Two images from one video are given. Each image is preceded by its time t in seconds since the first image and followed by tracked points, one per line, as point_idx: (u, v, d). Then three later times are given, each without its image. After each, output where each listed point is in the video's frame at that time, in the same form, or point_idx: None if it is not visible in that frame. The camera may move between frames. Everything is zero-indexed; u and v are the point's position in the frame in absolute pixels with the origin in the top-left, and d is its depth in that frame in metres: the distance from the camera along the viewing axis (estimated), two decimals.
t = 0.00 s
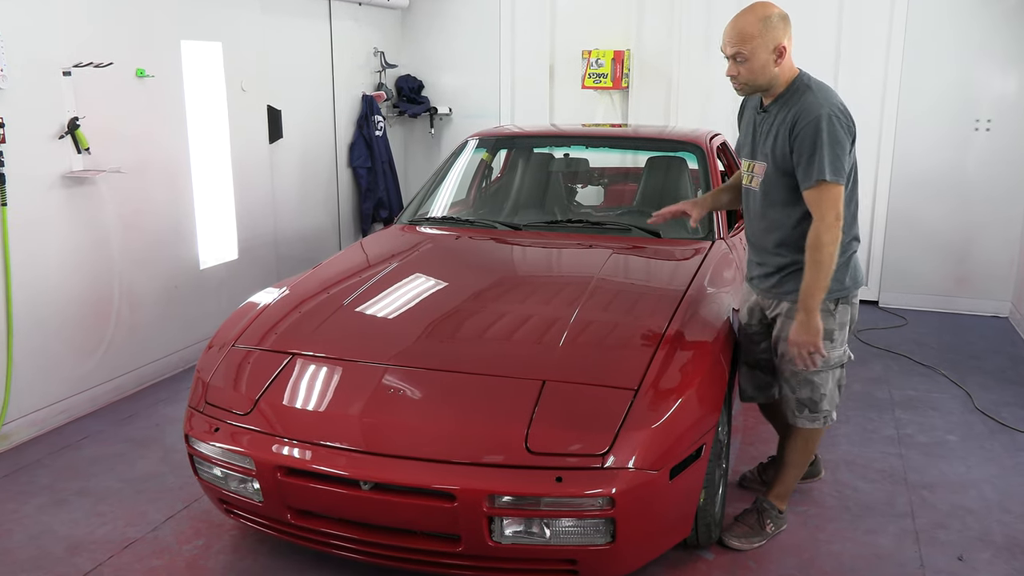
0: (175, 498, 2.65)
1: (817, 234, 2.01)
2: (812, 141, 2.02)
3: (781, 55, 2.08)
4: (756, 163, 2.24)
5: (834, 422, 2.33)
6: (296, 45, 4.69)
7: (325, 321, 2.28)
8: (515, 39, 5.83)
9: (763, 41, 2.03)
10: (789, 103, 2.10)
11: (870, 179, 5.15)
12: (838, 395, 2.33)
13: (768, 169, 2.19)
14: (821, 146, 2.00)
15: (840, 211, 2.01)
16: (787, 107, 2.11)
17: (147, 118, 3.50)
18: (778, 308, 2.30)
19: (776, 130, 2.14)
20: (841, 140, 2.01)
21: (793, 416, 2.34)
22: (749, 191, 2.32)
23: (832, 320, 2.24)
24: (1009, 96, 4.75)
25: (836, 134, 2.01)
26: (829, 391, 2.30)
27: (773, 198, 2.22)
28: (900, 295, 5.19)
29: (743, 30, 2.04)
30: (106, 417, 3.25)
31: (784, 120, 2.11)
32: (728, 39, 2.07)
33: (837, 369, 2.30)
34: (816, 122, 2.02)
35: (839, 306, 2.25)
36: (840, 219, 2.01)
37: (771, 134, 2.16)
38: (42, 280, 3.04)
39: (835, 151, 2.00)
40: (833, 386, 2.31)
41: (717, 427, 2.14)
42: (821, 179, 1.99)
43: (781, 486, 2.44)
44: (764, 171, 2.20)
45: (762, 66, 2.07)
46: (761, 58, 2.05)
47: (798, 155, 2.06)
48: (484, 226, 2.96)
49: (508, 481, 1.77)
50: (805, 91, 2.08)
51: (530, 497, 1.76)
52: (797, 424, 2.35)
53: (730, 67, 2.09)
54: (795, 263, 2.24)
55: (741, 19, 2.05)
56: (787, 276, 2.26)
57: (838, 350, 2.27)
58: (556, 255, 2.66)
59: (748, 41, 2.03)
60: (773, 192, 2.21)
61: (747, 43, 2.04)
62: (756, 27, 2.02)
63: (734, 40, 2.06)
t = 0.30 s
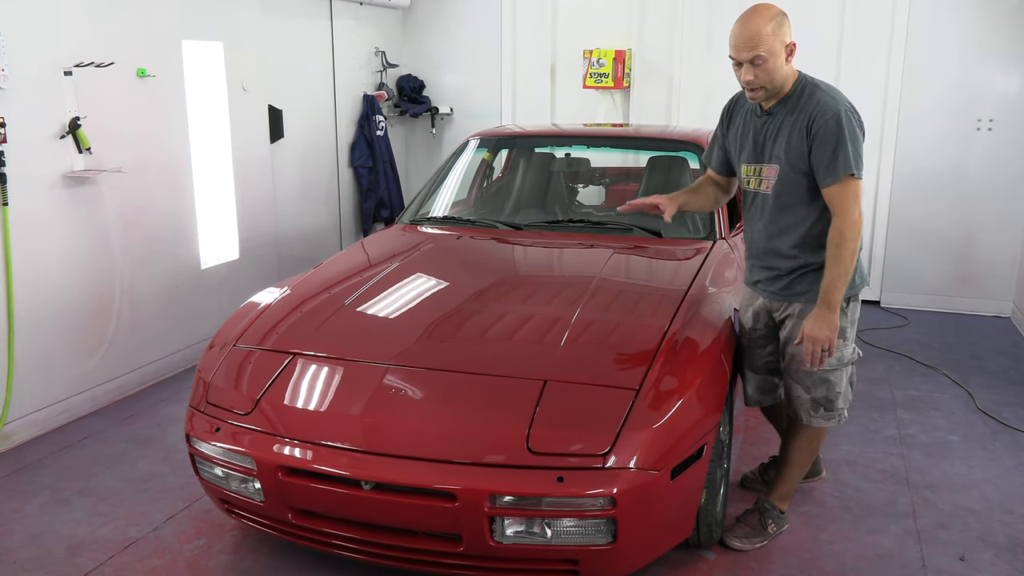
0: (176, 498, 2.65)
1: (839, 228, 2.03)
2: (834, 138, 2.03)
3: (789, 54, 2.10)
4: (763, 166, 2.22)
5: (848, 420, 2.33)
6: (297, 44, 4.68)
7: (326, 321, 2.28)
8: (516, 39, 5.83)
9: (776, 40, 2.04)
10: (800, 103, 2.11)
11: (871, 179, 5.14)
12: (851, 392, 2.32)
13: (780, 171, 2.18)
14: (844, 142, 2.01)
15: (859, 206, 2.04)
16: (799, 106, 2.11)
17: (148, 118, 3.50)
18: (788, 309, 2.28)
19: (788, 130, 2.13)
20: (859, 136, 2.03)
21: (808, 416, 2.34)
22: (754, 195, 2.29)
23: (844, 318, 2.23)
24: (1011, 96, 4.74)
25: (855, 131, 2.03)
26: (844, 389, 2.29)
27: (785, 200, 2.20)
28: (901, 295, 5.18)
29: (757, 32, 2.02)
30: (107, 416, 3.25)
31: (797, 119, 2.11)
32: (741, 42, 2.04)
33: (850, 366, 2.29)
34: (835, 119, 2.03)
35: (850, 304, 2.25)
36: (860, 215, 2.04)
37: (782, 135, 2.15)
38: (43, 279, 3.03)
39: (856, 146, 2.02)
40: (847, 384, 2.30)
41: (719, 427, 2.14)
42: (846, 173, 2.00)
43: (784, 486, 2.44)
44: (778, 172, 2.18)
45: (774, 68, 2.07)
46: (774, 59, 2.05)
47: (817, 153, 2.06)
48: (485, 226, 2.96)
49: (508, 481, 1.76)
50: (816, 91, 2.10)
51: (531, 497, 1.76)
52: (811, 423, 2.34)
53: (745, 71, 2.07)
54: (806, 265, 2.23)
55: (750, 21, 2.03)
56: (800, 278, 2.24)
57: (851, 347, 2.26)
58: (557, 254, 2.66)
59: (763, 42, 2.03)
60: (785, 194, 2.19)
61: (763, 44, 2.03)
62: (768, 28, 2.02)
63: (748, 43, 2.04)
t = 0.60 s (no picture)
0: (176, 498, 2.64)
1: (819, 228, 2.01)
2: (821, 139, 2.02)
3: (781, 52, 2.08)
4: (756, 167, 2.23)
5: (841, 420, 2.34)
6: (297, 44, 4.68)
7: (326, 321, 2.28)
8: (516, 38, 5.83)
9: (765, 39, 2.03)
10: (790, 103, 2.10)
11: (872, 179, 5.15)
12: (844, 393, 2.34)
13: (771, 172, 2.18)
14: (829, 144, 2.01)
15: (844, 211, 2.02)
16: (789, 106, 2.10)
17: (147, 118, 3.50)
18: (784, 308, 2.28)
19: (778, 131, 2.13)
20: (847, 137, 2.02)
21: (801, 416, 2.34)
22: (747, 195, 2.29)
23: (838, 318, 2.24)
24: (1011, 96, 4.74)
25: (843, 132, 2.02)
26: (837, 389, 2.30)
27: (776, 201, 2.21)
28: (901, 295, 5.18)
29: (746, 30, 2.02)
30: (107, 416, 3.25)
31: (787, 120, 2.11)
32: (731, 41, 2.04)
33: (843, 366, 2.31)
34: (823, 120, 2.02)
35: (843, 305, 2.25)
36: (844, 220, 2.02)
37: (772, 136, 2.15)
38: (43, 280, 3.03)
39: (843, 147, 2.01)
40: (840, 385, 2.32)
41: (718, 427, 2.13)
42: (829, 175, 2.00)
43: (782, 486, 2.44)
44: (768, 173, 2.18)
45: (766, 65, 2.06)
46: (765, 56, 2.04)
47: (804, 154, 2.06)
48: (485, 226, 2.96)
49: (508, 481, 1.76)
50: (807, 91, 2.09)
51: (531, 497, 1.76)
52: (804, 423, 2.35)
53: (737, 69, 2.06)
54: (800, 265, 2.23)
55: (740, 20, 2.02)
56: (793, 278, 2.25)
57: (844, 348, 2.28)
58: (557, 254, 2.65)
59: (754, 40, 2.02)
60: (776, 195, 2.19)
61: (753, 42, 2.02)
62: (759, 25, 2.01)
63: (738, 41, 2.03)
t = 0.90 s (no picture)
0: (176, 498, 2.64)
1: (779, 219, 1.96)
2: (796, 139, 2.01)
3: (764, 54, 2.07)
4: (748, 168, 2.24)
5: (833, 423, 2.34)
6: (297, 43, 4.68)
7: (326, 321, 2.28)
8: (515, 38, 5.83)
9: (744, 43, 2.02)
10: (776, 105, 2.10)
11: (872, 178, 5.15)
12: (836, 396, 2.34)
13: (759, 173, 2.19)
14: (804, 146, 1.99)
15: (811, 216, 1.95)
16: (773, 110, 2.11)
17: (147, 118, 3.50)
18: (775, 310, 2.31)
19: (763, 134, 2.14)
20: (826, 141, 2.00)
21: (792, 418, 2.35)
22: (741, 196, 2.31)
23: (830, 322, 2.25)
24: (1011, 96, 4.74)
25: (821, 134, 2.00)
26: (828, 393, 2.30)
27: (767, 202, 2.22)
28: (901, 295, 5.18)
29: (724, 34, 2.02)
30: (107, 416, 3.25)
31: (771, 123, 2.11)
32: (710, 46, 2.05)
33: (835, 369, 2.31)
34: (801, 122, 2.01)
35: (836, 308, 2.26)
36: (809, 225, 1.95)
37: (760, 138, 2.15)
38: (43, 280, 3.04)
39: (819, 150, 1.98)
40: (831, 388, 2.32)
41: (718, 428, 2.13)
42: (800, 176, 1.96)
43: (780, 487, 2.44)
44: (755, 176, 2.20)
45: (748, 68, 2.06)
46: (746, 60, 2.04)
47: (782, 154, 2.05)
48: (485, 226, 2.96)
49: (508, 482, 1.76)
50: (792, 92, 2.08)
51: (531, 497, 1.76)
52: (795, 425, 2.35)
53: (717, 73, 2.08)
54: (793, 267, 2.24)
55: (719, 25, 2.03)
56: (785, 280, 2.26)
57: (836, 351, 2.28)
58: (557, 254, 2.65)
59: (731, 45, 2.02)
60: (765, 197, 2.21)
61: (731, 47, 2.02)
62: (738, 29, 2.01)
63: (717, 46, 2.04)
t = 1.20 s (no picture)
0: (176, 498, 2.64)
1: (720, 210, 2.00)
2: (765, 139, 2.02)
3: (752, 53, 2.06)
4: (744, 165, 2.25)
5: (821, 424, 2.35)
6: (297, 43, 4.68)
7: (326, 321, 2.28)
8: (515, 38, 5.83)
9: (725, 44, 2.04)
10: (765, 104, 2.10)
11: (872, 178, 5.15)
12: (825, 398, 2.34)
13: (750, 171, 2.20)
14: (771, 147, 2.00)
15: (756, 207, 1.98)
16: (762, 108, 2.10)
17: (147, 118, 3.50)
18: (768, 309, 2.33)
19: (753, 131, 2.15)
20: (796, 143, 1.99)
21: (780, 418, 2.37)
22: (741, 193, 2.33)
23: (819, 324, 2.26)
24: (1011, 96, 4.74)
25: (792, 136, 1.99)
26: (815, 394, 2.31)
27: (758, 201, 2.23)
28: (901, 295, 5.18)
29: (711, 34, 2.05)
30: (107, 416, 3.25)
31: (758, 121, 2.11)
32: (699, 45, 2.09)
33: (824, 372, 2.31)
34: (775, 122, 2.01)
35: (826, 310, 2.26)
36: (750, 215, 1.98)
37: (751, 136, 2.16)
38: (43, 280, 3.04)
39: (786, 150, 1.99)
40: (820, 389, 2.32)
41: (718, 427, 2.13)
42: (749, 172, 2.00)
43: (778, 487, 2.44)
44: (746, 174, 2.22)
45: (737, 68, 2.07)
46: (733, 59, 2.06)
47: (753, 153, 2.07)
48: (485, 226, 2.96)
49: (508, 482, 1.76)
50: (779, 92, 2.07)
51: (531, 497, 1.76)
52: (784, 425, 2.37)
53: (707, 72, 2.11)
54: (781, 267, 2.25)
55: (706, 24, 2.08)
56: (775, 279, 2.28)
57: (826, 353, 2.29)
58: (557, 254, 2.65)
59: (717, 45, 2.05)
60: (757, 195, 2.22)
61: (717, 47, 2.05)
62: (724, 30, 2.03)
63: (705, 45, 2.07)
